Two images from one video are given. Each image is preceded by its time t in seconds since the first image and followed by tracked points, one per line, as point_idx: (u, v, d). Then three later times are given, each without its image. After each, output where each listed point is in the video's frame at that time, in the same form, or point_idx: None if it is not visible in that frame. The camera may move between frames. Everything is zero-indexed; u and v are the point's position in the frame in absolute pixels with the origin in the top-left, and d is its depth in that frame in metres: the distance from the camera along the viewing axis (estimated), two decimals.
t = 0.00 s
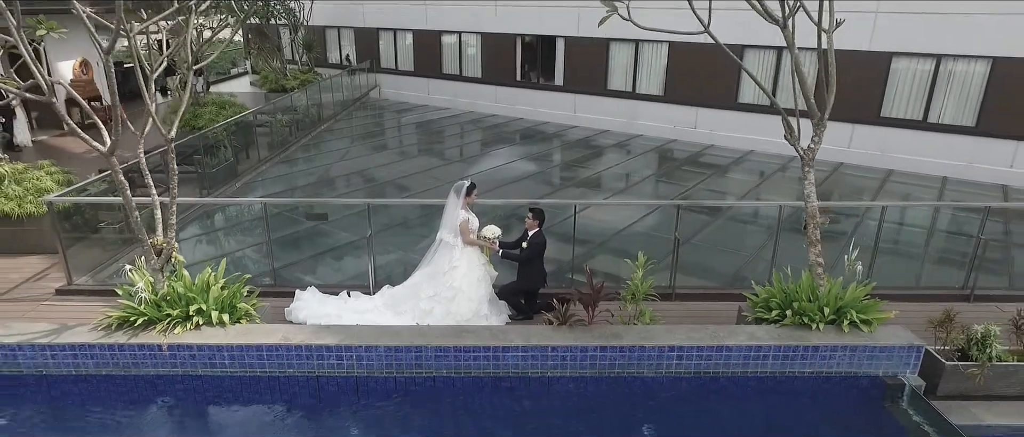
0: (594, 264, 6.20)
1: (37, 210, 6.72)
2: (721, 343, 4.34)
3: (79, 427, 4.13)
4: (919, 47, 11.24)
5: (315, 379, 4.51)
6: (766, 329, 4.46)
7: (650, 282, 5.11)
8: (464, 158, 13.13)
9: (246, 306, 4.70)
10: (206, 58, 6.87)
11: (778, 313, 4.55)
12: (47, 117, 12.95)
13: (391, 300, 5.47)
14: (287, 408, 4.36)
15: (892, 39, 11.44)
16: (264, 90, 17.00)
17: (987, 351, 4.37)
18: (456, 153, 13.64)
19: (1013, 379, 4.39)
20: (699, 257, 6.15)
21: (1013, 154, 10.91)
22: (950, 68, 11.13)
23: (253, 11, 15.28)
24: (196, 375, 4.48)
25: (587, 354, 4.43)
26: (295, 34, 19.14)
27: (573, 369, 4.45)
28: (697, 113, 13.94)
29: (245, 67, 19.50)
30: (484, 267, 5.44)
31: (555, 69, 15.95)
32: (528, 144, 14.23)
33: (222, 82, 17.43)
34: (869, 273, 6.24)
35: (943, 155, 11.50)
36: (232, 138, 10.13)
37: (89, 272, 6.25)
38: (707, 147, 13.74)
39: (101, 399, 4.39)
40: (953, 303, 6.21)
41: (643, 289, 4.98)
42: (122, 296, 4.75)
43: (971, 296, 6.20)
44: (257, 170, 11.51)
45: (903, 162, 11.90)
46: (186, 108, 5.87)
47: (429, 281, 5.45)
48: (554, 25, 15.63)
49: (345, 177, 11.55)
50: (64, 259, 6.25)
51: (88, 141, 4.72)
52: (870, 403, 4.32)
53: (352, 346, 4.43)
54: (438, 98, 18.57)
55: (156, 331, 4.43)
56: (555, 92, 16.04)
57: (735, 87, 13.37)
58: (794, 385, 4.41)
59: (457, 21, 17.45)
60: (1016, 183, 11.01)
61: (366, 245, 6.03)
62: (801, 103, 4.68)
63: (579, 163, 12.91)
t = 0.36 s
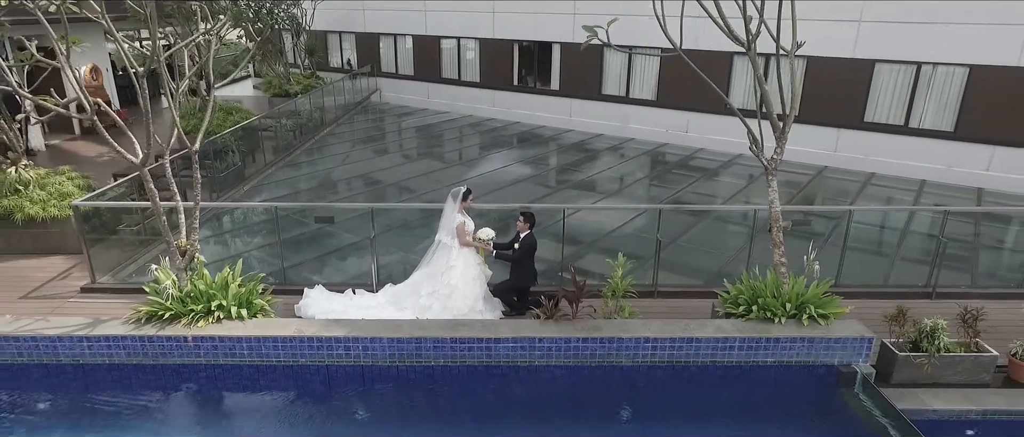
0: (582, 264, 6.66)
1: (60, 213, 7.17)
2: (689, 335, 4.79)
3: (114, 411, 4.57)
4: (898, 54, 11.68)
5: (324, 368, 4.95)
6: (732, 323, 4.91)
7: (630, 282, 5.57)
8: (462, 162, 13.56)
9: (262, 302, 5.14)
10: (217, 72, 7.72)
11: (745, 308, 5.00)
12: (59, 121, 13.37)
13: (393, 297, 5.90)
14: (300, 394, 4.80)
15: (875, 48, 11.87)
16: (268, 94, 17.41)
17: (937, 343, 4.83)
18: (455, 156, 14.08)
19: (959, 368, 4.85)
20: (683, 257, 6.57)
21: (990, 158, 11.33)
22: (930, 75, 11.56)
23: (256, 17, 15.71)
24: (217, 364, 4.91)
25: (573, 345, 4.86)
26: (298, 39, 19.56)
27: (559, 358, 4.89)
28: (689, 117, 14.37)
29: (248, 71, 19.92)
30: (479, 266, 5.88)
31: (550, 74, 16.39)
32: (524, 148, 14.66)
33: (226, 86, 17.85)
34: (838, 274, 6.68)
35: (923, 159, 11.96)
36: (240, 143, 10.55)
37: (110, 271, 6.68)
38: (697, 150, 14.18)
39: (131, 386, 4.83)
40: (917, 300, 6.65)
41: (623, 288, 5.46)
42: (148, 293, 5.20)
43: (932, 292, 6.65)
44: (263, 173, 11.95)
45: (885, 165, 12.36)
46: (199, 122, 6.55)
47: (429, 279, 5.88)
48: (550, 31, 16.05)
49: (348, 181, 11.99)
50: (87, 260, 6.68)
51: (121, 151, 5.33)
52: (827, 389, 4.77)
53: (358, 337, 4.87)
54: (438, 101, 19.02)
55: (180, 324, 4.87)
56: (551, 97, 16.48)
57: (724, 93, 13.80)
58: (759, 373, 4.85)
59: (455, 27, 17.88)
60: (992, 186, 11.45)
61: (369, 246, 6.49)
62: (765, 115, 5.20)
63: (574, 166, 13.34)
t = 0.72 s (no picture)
0: (571, 264, 7.13)
1: (84, 215, 7.68)
2: (662, 326, 5.29)
3: (144, 395, 5.07)
4: (877, 62, 12.17)
5: (333, 357, 5.44)
6: (703, 316, 5.40)
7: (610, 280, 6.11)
8: (460, 164, 14.05)
9: (276, 297, 5.63)
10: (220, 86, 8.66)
11: (714, 303, 5.49)
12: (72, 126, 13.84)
13: (395, 293, 6.37)
14: (311, 380, 5.29)
15: (857, 56, 12.34)
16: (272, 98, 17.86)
17: (890, 335, 5.33)
18: (454, 160, 14.56)
19: (910, 357, 5.34)
20: (667, 256, 7.02)
21: (966, 162, 11.82)
22: (909, 82, 12.04)
23: (260, 24, 16.21)
24: (234, 353, 5.40)
25: (559, 336, 5.35)
26: (300, 44, 20.03)
27: (546, 348, 5.38)
28: (680, 122, 14.83)
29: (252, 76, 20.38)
30: (474, 265, 6.37)
31: (546, 79, 16.89)
32: (521, 151, 15.15)
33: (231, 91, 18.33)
34: (808, 273, 7.17)
35: (902, 162, 12.45)
36: (247, 147, 11.04)
37: (131, 269, 7.14)
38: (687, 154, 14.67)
39: (158, 373, 5.33)
40: (884, 296, 7.14)
41: (604, 285, 5.99)
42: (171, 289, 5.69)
43: (898, 290, 7.14)
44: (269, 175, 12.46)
45: (868, 168, 12.84)
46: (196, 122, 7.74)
47: (427, 277, 6.34)
48: (546, 38, 16.53)
49: (350, 183, 12.48)
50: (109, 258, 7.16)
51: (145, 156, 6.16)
52: (788, 376, 5.27)
53: (363, 329, 5.37)
54: (437, 105, 19.51)
55: (202, 316, 5.36)
56: (547, 101, 16.96)
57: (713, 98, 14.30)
58: (726, 362, 5.34)
59: (454, 32, 18.35)
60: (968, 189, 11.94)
61: (371, 245, 6.98)
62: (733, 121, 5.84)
63: (568, 169, 13.82)
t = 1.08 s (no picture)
0: (559, 262, 7.66)
1: (104, 217, 8.21)
2: (637, 318, 5.85)
3: (171, 380, 5.63)
4: (857, 70, 12.71)
5: (339, 345, 6.00)
6: (675, 309, 5.95)
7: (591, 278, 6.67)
8: (458, 167, 14.60)
9: (287, 292, 6.18)
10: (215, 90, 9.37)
11: (685, 296, 6.05)
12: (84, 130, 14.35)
13: (395, 288, 6.92)
14: (320, 367, 5.85)
15: (838, 64, 12.88)
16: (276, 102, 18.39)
17: (845, 326, 5.87)
18: (452, 162, 15.10)
19: (863, 346, 5.88)
20: (652, 255, 7.53)
21: (940, 165, 12.37)
22: (887, 89, 12.58)
23: (264, 31, 16.73)
24: (251, 342, 5.96)
25: (544, 326, 5.91)
26: (303, 49, 20.53)
27: (533, 337, 5.94)
28: (671, 126, 15.36)
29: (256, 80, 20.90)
30: (468, 262, 6.91)
31: (541, 85, 17.43)
32: (516, 155, 15.67)
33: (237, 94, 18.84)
34: (779, 271, 7.74)
35: (880, 166, 13.02)
36: (254, 152, 11.58)
37: (149, 267, 7.68)
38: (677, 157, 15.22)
39: (182, 359, 5.90)
40: (848, 294, 7.72)
41: (586, 280, 6.59)
42: (191, 284, 6.25)
43: (860, 286, 7.72)
44: (274, 178, 13.02)
45: (848, 172, 13.40)
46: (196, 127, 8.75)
47: (426, 273, 6.89)
48: (541, 44, 17.05)
49: (352, 186, 13.03)
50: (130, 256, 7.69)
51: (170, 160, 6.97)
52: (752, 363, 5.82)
53: (367, 320, 5.92)
54: (436, 109, 20.06)
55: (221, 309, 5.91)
56: (543, 105, 17.51)
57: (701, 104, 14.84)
58: (696, 350, 5.90)
59: (452, 38, 18.87)
60: (943, 192, 12.50)
61: (374, 245, 7.54)
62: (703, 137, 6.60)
63: (562, 172, 14.37)
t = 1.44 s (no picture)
0: (547, 260, 8.16)
1: (123, 217, 8.79)
2: (614, 308, 6.45)
3: (193, 365, 6.24)
4: (837, 76, 13.30)
5: (344, 334, 6.61)
6: (649, 301, 6.57)
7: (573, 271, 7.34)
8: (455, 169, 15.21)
9: (298, 285, 6.81)
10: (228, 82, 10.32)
11: (658, 289, 6.69)
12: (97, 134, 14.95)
13: (395, 283, 7.52)
14: (326, 353, 6.47)
15: (818, 71, 13.48)
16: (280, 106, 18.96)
17: (803, 317, 6.45)
18: (450, 165, 15.70)
19: (820, 335, 6.48)
20: (636, 251, 8.22)
21: (914, 168, 12.98)
22: (866, 95, 13.15)
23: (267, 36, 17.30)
24: (265, 330, 6.57)
25: (531, 317, 6.51)
26: (305, 53, 21.08)
27: (520, 326, 6.55)
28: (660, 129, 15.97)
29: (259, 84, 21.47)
30: (461, 259, 7.51)
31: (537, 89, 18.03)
32: (512, 158, 16.26)
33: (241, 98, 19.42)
34: (749, 267, 8.33)
35: (858, 168, 13.62)
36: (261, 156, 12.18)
37: (167, 264, 8.27)
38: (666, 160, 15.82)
39: (202, 346, 6.51)
40: (813, 288, 8.29)
41: (569, 274, 7.22)
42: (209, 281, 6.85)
43: (825, 281, 8.29)
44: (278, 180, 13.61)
45: (828, 174, 14.00)
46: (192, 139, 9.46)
47: (423, 269, 7.47)
48: (536, 51, 17.64)
49: (354, 187, 13.62)
50: (150, 253, 8.29)
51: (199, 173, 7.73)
52: (718, 349, 6.44)
53: (370, 310, 6.54)
54: (435, 112, 20.65)
55: (238, 300, 6.55)
56: (538, 109, 18.10)
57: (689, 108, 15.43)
58: (668, 337, 6.51)
59: (450, 43, 19.46)
60: (917, 193, 13.11)
61: (375, 243, 8.14)
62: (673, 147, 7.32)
63: (555, 174, 14.96)
